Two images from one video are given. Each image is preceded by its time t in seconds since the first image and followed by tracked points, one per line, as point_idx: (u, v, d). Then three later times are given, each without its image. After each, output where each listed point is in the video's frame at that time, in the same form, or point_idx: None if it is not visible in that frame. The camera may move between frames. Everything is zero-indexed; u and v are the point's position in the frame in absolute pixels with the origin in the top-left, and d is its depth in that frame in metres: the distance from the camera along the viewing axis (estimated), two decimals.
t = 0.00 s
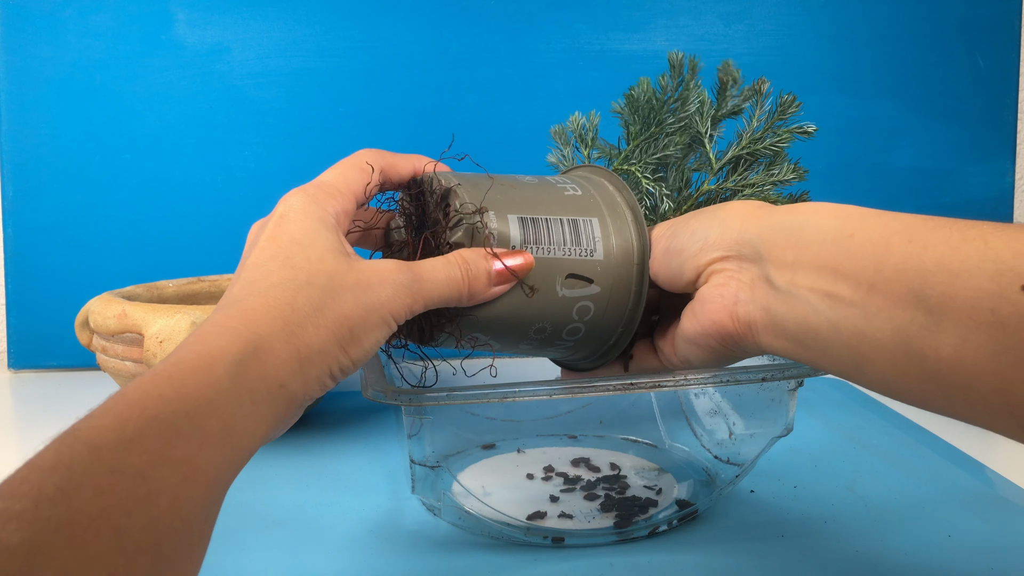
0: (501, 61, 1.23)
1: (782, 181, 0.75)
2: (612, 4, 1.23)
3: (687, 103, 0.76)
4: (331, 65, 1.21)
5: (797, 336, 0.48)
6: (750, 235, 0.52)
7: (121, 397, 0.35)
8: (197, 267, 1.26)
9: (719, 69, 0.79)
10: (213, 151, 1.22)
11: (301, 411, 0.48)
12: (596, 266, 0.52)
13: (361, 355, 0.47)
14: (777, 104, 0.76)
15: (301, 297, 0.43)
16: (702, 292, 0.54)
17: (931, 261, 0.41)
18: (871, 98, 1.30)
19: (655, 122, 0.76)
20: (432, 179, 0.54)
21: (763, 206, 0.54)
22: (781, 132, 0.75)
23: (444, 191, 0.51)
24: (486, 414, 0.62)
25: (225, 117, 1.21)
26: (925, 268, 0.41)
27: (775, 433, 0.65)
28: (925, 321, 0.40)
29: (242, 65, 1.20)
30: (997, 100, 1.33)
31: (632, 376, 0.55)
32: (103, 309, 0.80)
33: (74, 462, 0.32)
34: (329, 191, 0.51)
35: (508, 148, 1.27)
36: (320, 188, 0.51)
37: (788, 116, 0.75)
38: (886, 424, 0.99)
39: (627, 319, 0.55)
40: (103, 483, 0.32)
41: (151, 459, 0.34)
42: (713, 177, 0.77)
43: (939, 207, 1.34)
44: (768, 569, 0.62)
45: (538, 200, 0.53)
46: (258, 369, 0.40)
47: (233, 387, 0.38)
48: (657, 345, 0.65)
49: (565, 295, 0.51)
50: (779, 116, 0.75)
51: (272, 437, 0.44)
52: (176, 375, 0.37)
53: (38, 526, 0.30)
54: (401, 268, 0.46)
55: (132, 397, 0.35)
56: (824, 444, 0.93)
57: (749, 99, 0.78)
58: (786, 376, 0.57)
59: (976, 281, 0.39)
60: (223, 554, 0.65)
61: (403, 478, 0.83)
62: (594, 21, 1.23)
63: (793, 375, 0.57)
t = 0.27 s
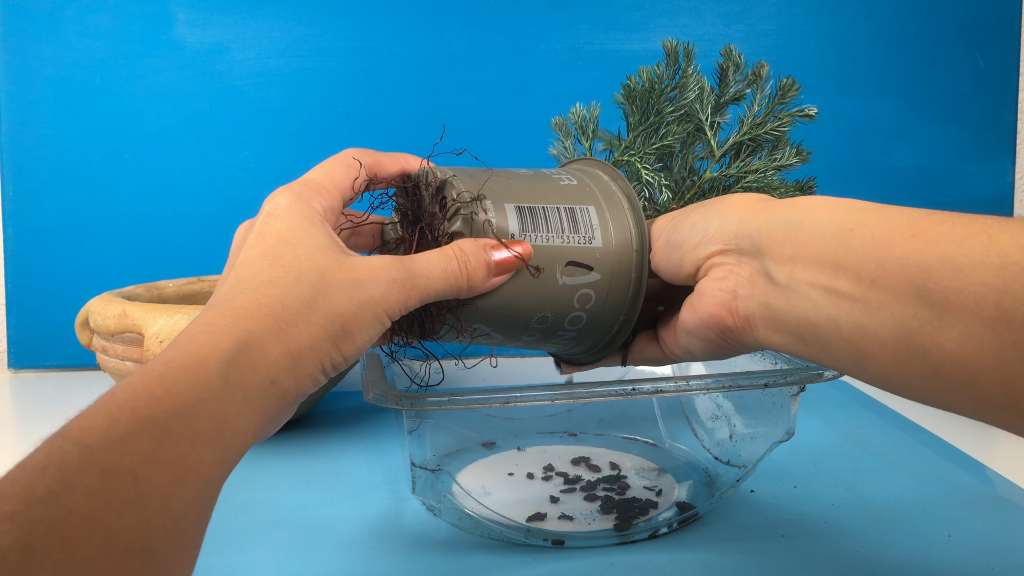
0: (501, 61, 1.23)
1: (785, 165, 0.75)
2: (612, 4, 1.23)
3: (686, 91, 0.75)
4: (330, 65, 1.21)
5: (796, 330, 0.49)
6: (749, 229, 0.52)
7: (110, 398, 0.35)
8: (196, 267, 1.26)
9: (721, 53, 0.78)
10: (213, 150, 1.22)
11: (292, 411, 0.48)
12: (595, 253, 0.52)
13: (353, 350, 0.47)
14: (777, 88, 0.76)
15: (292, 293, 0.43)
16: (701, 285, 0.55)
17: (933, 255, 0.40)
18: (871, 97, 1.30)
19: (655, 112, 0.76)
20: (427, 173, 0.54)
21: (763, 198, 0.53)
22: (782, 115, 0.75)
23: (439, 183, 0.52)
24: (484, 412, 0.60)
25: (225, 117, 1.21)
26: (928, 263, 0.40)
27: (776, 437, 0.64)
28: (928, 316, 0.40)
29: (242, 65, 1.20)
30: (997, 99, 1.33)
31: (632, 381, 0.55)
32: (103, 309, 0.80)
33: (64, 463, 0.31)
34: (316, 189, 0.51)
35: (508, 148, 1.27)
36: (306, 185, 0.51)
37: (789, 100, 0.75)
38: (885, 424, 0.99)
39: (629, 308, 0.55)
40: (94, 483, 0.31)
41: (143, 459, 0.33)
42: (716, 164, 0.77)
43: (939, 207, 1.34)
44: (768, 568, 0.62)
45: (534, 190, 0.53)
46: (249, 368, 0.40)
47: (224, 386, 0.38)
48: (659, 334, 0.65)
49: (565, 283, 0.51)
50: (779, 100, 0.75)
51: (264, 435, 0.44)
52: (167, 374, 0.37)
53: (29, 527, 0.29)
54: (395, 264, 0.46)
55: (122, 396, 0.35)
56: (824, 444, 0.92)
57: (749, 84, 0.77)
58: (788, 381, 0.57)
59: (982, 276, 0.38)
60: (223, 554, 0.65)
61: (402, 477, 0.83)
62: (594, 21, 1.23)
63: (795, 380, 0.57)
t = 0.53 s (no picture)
0: (501, 61, 1.23)
1: (784, 169, 0.74)
2: (612, 4, 1.23)
3: (682, 98, 0.75)
4: (330, 65, 1.21)
5: (816, 333, 0.48)
6: (766, 232, 0.51)
7: (149, 390, 0.35)
8: (196, 267, 1.26)
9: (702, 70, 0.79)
10: (212, 151, 1.22)
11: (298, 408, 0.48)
12: (607, 250, 0.53)
13: (371, 371, 0.47)
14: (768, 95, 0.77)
15: (333, 307, 0.42)
16: (717, 289, 0.54)
17: (949, 260, 0.41)
18: (871, 97, 1.30)
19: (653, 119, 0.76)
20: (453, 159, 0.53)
21: (776, 200, 0.53)
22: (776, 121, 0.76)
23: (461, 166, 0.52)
24: (485, 414, 0.60)
25: (225, 117, 1.21)
26: (942, 267, 0.41)
27: (776, 432, 0.65)
28: (943, 320, 0.41)
29: (242, 65, 1.20)
30: (997, 99, 1.33)
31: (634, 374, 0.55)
32: (102, 309, 0.80)
33: (100, 466, 0.31)
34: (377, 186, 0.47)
35: (507, 148, 1.27)
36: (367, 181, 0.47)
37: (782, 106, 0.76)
38: (886, 424, 0.99)
39: (635, 311, 0.56)
40: (128, 493, 0.32)
41: (175, 470, 0.34)
42: (713, 173, 0.77)
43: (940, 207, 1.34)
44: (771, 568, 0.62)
45: (552, 184, 0.53)
46: (279, 378, 0.40)
47: (255, 399, 0.38)
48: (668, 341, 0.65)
49: (576, 277, 0.52)
50: (774, 107, 0.76)
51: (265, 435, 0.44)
52: (206, 375, 0.36)
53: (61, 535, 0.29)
54: (423, 304, 0.46)
55: (159, 395, 0.34)
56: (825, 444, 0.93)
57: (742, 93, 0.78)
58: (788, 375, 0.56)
59: (995, 280, 0.39)
60: (226, 554, 0.65)
61: (403, 477, 0.83)
62: (593, 20, 1.23)
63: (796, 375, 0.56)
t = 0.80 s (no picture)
0: (501, 61, 1.23)
1: (783, 179, 0.74)
2: (612, 4, 1.23)
3: (683, 110, 0.76)
4: (330, 65, 1.21)
5: (814, 338, 0.49)
6: (766, 238, 0.52)
7: (133, 393, 0.35)
8: (196, 267, 1.26)
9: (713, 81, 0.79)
10: (213, 151, 1.22)
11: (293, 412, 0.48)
12: (607, 262, 0.53)
13: (362, 371, 0.47)
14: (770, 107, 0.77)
15: (317, 305, 0.42)
16: (717, 295, 0.54)
17: (950, 267, 0.41)
18: (871, 98, 1.30)
19: (654, 130, 0.76)
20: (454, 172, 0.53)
21: (778, 209, 0.54)
22: (776, 133, 0.75)
23: (460, 182, 0.51)
24: (484, 415, 0.60)
25: (224, 117, 1.21)
26: (943, 274, 0.41)
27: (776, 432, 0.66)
28: (943, 326, 0.40)
29: (242, 65, 1.20)
30: (997, 100, 1.33)
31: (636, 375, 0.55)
32: (103, 309, 0.80)
33: (83, 467, 0.32)
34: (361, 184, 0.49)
35: (507, 147, 1.27)
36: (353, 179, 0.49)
37: (783, 117, 0.76)
38: (886, 424, 0.99)
39: (636, 320, 0.56)
40: (113, 490, 0.32)
41: (162, 466, 0.34)
42: (712, 183, 0.77)
43: (939, 207, 1.34)
44: (771, 568, 0.62)
45: (551, 197, 0.53)
46: (267, 376, 0.40)
47: (243, 395, 0.38)
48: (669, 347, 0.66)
49: (577, 290, 0.52)
50: (774, 117, 0.76)
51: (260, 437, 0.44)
52: (190, 375, 0.36)
53: (46, 535, 0.29)
54: (418, 298, 0.46)
55: (142, 397, 0.35)
56: (825, 444, 0.93)
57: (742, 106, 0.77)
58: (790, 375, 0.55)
59: (996, 286, 0.39)
60: (226, 554, 0.65)
61: (402, 477, 0.83)
62: (593, 20, 1.23)
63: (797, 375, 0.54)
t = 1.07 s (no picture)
0: (501, 61, 1.23)
1: (780, 162, 0.75)
2: (613, 4, 1.23)
3: (675, 97, 0.76)
4: (330, 65, 1.21)
5: (804, 331, 0.48)
6: (754, 229, 0.52)
7: (118, 396, 0.35)
8: (196, 267, 1.26)
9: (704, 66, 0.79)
10: (213, 151, 1.22)
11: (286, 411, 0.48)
12: (597, 247, 0.52)
13: (351, 368, 0.47)
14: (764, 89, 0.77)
15: (306, 304, 0.42)
16: (708, 286, 0.55)
17: (940, 257, 0.40)
18: (871, 97, 1.30)
19: (647, 119, 0.77)
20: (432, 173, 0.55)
21: (767, 198, 0.53)
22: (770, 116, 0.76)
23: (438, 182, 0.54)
24: (484, 413, 0.61)
25: (225, 116, 1.21)
26: (933, 264, 0.40)
27: (776, 435, 0.64)
28: (933, 317, 0.40)
29: (242, 65, 1.20)
30: (996, 100, 1.33)
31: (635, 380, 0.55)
32: (103, 309, 0.80)
33: (69, 466, 0.32)
34: (338, 184, 0.51)
35: (508, 148, 1.27)
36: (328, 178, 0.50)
37: (777, 99, 0.75)
38: (886, 424, 0.99)
39: (632, 301, 0.55)
40: (99, 488, 0.32)
41: (148, 464, 0.34)
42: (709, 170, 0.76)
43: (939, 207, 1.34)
44: (770, 568, 0.62)
45: (533, 187, 0.53)
46: (255, 374, 0.40)
47: (230, 392, 0.38)
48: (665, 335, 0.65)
49: (568, 276, 0.51)
50: (768, 100, 0.76)
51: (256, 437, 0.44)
52: (175, 376, 0.36)
53: (33, 532, 0.30)
54: (404, 293, 0.46)
55: (127, 399, 0.35)
56: (824, 444, 0.92)
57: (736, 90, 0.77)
58: (790, 378, 0.57)
59: (986, 277, 0.38)
60: (225, 554, 0.65)
61: (402, 478, 0.83)
62: (594, 21, 1.23)
63: (797, 377, 0.57)
